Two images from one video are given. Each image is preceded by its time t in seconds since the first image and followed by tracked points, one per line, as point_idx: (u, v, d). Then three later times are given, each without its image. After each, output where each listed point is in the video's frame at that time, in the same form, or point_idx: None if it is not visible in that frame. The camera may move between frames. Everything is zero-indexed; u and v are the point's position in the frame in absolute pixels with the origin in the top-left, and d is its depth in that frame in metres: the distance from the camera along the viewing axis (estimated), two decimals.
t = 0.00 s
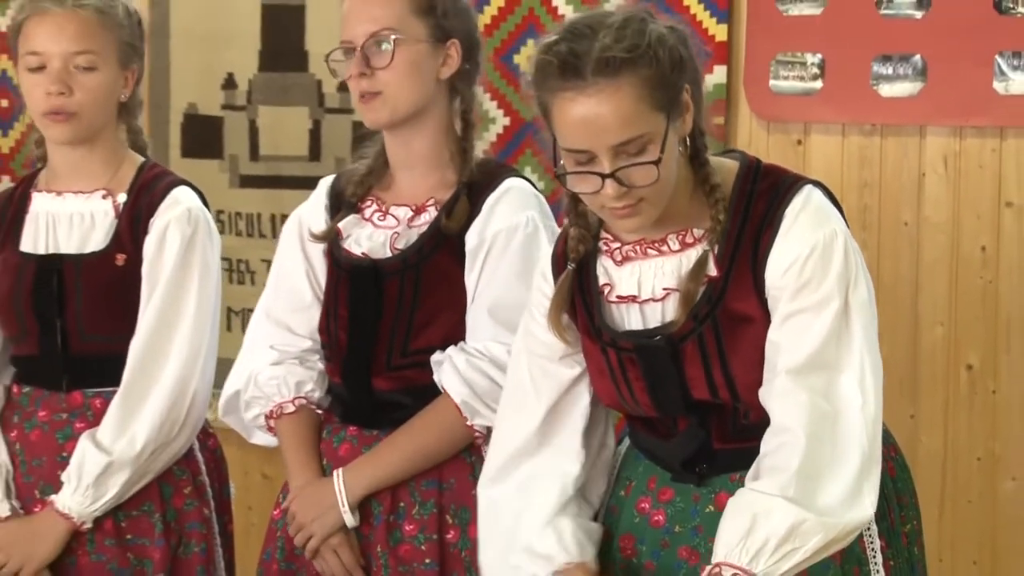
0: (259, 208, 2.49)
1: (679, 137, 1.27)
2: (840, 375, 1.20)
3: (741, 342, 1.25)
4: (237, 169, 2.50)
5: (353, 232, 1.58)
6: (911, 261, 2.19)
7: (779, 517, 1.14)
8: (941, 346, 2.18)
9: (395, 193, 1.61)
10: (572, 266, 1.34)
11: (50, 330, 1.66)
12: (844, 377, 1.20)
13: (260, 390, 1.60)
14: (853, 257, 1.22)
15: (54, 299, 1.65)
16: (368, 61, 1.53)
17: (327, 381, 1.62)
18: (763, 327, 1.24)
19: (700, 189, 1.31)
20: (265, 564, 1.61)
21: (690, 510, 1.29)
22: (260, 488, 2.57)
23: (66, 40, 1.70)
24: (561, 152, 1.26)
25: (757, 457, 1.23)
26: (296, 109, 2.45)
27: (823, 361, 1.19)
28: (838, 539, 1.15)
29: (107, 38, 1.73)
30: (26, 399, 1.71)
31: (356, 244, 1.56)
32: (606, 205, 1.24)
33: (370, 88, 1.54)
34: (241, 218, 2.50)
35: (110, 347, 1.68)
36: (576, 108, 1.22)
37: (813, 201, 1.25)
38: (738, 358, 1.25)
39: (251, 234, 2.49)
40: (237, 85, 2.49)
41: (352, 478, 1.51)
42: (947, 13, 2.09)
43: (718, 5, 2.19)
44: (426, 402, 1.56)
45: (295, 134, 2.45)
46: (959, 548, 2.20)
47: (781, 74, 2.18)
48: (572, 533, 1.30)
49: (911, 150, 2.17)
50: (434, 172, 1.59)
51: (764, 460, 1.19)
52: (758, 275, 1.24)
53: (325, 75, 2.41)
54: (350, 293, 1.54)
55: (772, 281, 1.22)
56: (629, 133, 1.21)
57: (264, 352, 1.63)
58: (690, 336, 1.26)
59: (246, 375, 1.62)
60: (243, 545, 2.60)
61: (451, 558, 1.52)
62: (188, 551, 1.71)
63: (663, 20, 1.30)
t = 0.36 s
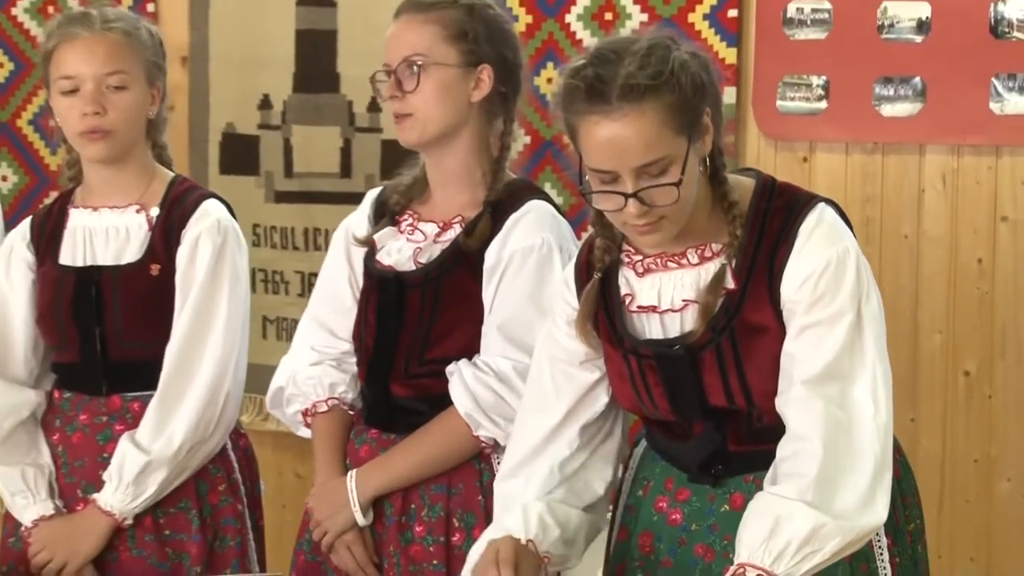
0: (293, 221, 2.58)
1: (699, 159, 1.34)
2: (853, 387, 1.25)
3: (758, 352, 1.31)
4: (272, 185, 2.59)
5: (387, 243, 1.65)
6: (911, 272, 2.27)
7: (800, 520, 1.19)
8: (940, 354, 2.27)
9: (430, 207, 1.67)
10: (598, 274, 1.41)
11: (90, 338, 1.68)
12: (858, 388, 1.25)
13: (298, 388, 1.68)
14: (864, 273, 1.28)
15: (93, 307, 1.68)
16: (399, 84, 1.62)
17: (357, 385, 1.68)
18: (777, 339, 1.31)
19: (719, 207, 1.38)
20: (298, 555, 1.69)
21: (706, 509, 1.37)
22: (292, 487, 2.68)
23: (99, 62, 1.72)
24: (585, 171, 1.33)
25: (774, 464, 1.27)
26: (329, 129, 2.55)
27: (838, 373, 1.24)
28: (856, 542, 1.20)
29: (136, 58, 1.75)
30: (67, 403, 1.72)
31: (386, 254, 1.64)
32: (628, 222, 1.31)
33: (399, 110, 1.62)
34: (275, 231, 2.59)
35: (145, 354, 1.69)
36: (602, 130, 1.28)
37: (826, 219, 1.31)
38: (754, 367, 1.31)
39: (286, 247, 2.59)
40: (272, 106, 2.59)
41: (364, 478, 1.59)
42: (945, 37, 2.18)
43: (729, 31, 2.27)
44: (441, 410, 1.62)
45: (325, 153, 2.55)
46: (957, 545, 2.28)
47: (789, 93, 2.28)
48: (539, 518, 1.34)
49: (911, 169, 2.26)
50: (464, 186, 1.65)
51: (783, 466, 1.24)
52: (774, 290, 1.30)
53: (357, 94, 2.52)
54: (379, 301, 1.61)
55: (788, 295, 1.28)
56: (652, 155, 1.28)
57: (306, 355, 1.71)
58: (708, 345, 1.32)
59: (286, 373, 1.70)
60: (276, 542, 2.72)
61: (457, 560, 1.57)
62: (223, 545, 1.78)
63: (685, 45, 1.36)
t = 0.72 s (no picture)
0: (321, 238, 2.71)
1: (701, 179, 1.41)
2: (851, 395, 1.34)
3: (760, 363, 1.40)
4: (301, 204, 2.71)
5: (413, 257, 1.72)
6: (907, 284, 2.36)
7: (802, 523, 1.28)
8: (933, 365, 2.36)
9: (456, 223, 1.74)
10: (611, 292, 1.50)
11: (126, 348, 1.77)
12: (856, 396, 1.34)
13: (332, 392, 1.75)
14: (861, 287, 1.37)
15: (130, 319, 1.77)
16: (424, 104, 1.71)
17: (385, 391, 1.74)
18: (779, 348, 1.39)
19: (724, 225, 1.46)
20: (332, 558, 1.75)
21: (714, 511, 1.44)
22: (318, 490, 2.79)
23: (129, 87, 1.82)
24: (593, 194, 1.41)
25: (778, 468, 1.36)
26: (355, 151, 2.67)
27: (836, 382, 1.34)
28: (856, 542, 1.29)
29: (167, 82, 1.85)
30: (103, 410, 1.80)
31: (411, 267, 1.71)
32: (633, 242, 1.39)
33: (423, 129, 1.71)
34: (304, 247, 2.71)
35: (180, 363, 1.78)
36: (605, 156, 1.37)
37: (825, 235, 1.39)
38: (757, 377, 1.40)
39: (313, 261, 2.71)
40: (301, 128, 2.71)
41: (377, 480, 1.65)
42: (938, 62, 2.28)
43: (734, 57, 2.38)
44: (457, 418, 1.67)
45: (350, 172, 2.68)
46: (951, 544, 2.37)
47: (789, 117, 2.38)
48: (597, 539, 1.43)
49: (907, 188, 2.35)
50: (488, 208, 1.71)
51: (786, 471, 1.33)
52: (775, 303, 1.38)
53: (381, 118, 2.65)
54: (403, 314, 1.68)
55: (788, 307, 1.37)
56: (654, 179, 1.36)
57: (341, 361, 1.78)
58: (713, 356, 1.41)
59: (321, 378, 1.77)
60: (302, 542, 2.84)
61: (465, 562, 1.61)
62: (251, 546, 1.84)
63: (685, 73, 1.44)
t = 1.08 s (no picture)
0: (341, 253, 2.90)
1: (696, 199, 1.49)
2: (841, 405, 1.42)
3: (758, 372, 1.48)
4: (324, 222, 2.91)
5: (428, 267, 1.81)
6: (900, 296, 2.46)
7: (791, 528, 1.37)
8: (925, 376, 2.45)
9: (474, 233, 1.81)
10: (616, 308, 1.59)
11: (160, 357, 1.87)
12: (846, 405, 1.42)
13: (360, 398, 1.86)
14: (852, 300, 1.45)
15: (165, 329, 1.86)
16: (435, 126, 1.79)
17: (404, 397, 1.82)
18: (776, 360, 1.47)
19: (722, 242, 1.54)
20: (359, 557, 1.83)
21: (716, 513, 1.53)
22: (339, 493, 2.97)
23: (177, 104, 1.93)
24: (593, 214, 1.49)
25: (772, 474, 1.45)
26: (374, 170, 2.86)
27: (827, 393, 1.42)
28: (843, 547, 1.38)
29: (214, 104, 1.95)
30: (136, 415, 1.90)
31: (424, 277, 1.80)
32: (632, 259, 1.47)
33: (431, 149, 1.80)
34: (325, 263, 2.90)
35: (212, 373, 1.87)
36: (602, 178, 1.45)
37: (819, 251, 1.47)
38: (755, 387, 1.49)
39: (334, 275, 2.90)
40: (323, 150, 2.91)
41: (390, 482, 1.73)
42: (930, 87, 2.38)
43: (735, 82, 2.50)
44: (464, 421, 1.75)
45: (370, 194, 2.87)
46: (942, 545, 2.46)
47: (786, 139, 2.49)
48: (598, 540, 1.53)
49: (899, 207, 2.45)
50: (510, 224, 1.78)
51: (780, 478, 1.41)
52: (771, 315, 1.46)
53: (399, 140, 2.84)
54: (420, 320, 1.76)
55: (783, 320, 1.45)
56: (649, 199, 1.44)
57: (371, 369, 1.89)
58: (713, 367, 1.50)
59: (353, 385, 1.88)
60: (323, 540, 3.01)
61: (470, 562, 1.69)
62: (269, 551, 1.90)
63: (678, 100, 1.52)
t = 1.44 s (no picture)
0: (362, 266, 3.03)
1: (688, 214, 1.54)
2: (834, 410, 1.51)
3: (755, 379, 1.57)
4: (345, 236, 3.04)
5: (445, 280, 1.91)
6: (894, 309, 2.56)
7: (785, 528, 1.46)
8: (918, 383, 2.54)
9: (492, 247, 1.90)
10: (620, 320, 1.68)
11: (194, 365, 1.97)
12: (839, 410, 1.51)
13: (384, 405, 1.95)
14: (844, 311, 1.54)
15: (199, 340, 1.96)
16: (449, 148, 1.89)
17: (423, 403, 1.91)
18: (771, 366, 1.56)
19: (717, 254, 1.62)
20: (380, 555, 1.92)
21: (717, 512, 1.61)
22: (360, 495, 3.10)
23: (216, 124, 2.03)
24: (590, 230, 1.56)
25: (769, 476, 1.54)
26: (393, 188, 3.00)
27: (821, 399, 1.51)
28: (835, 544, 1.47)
29: (252, 127, 2.05)
30: (170, 419, 2.00)
31: (441, 288, 1.89)
32: (629, 272, 1.53)
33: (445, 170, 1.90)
34: (347, 275, 3.04)
35: (242, 381, 1.97)
36: (598, 196, 1.51)
37: (812, 263, 1.56)
38: (753, 392, 1.57)
39: (355, 287, 3.03)
40: (345, 168, 3.05)
41: (406, 485, 1.83)
42: (922, 108, 2.48)
43: (735, 104, 2.62)
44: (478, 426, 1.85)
45: (388, 210, 3.00)
46: (934, 545, 2.55)
47: (784, 159, 2.61)
48: (588, 532, 1.61)
49: (893, 223, 2.55)
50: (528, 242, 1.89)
51: (775, 480, 1.50)
52: (767, 324, 1.55)
53: (417, 159, 2.97)
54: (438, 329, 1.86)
55: (778, 329, 1.54)
56: (642, 215, 1.50)
57: (396, 378, 1.99)
58: (712, 373, 1.58)
59: (378, 393, 1.98)
60: (345, 540, 3.14)
61: (481, 560, 1.78)
62: (294, 550, 2.00)
63: (668, 121, 1.58)
